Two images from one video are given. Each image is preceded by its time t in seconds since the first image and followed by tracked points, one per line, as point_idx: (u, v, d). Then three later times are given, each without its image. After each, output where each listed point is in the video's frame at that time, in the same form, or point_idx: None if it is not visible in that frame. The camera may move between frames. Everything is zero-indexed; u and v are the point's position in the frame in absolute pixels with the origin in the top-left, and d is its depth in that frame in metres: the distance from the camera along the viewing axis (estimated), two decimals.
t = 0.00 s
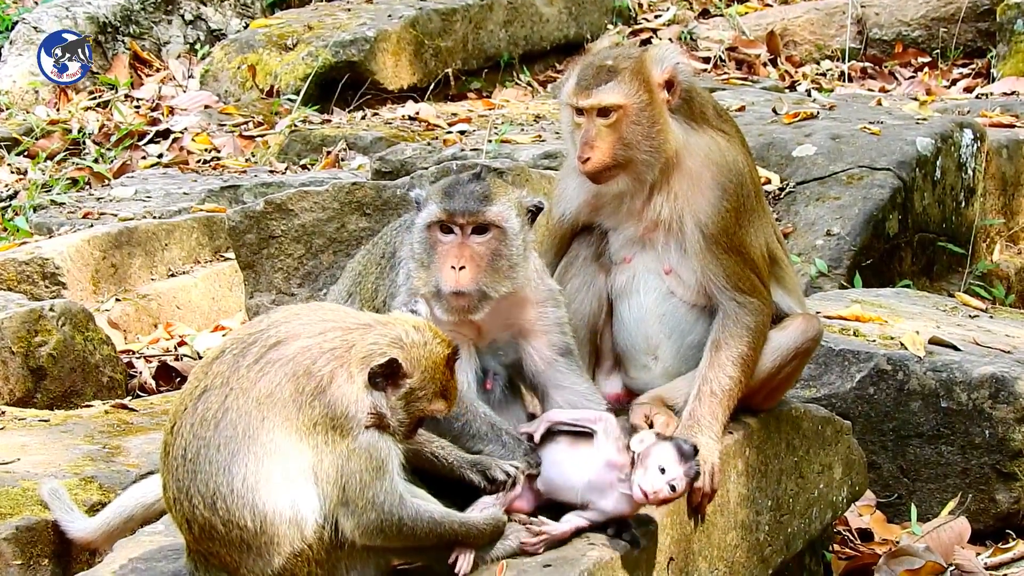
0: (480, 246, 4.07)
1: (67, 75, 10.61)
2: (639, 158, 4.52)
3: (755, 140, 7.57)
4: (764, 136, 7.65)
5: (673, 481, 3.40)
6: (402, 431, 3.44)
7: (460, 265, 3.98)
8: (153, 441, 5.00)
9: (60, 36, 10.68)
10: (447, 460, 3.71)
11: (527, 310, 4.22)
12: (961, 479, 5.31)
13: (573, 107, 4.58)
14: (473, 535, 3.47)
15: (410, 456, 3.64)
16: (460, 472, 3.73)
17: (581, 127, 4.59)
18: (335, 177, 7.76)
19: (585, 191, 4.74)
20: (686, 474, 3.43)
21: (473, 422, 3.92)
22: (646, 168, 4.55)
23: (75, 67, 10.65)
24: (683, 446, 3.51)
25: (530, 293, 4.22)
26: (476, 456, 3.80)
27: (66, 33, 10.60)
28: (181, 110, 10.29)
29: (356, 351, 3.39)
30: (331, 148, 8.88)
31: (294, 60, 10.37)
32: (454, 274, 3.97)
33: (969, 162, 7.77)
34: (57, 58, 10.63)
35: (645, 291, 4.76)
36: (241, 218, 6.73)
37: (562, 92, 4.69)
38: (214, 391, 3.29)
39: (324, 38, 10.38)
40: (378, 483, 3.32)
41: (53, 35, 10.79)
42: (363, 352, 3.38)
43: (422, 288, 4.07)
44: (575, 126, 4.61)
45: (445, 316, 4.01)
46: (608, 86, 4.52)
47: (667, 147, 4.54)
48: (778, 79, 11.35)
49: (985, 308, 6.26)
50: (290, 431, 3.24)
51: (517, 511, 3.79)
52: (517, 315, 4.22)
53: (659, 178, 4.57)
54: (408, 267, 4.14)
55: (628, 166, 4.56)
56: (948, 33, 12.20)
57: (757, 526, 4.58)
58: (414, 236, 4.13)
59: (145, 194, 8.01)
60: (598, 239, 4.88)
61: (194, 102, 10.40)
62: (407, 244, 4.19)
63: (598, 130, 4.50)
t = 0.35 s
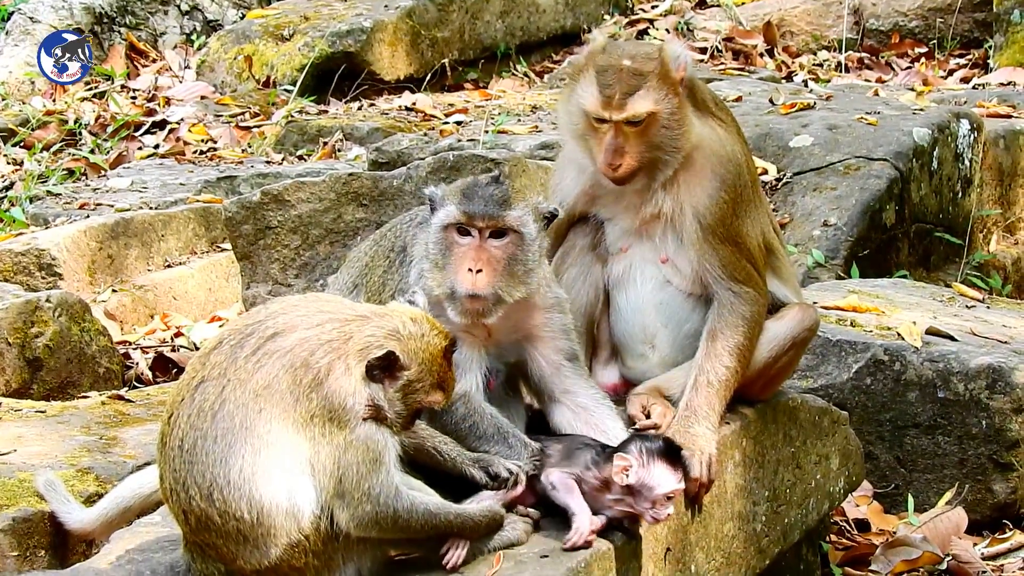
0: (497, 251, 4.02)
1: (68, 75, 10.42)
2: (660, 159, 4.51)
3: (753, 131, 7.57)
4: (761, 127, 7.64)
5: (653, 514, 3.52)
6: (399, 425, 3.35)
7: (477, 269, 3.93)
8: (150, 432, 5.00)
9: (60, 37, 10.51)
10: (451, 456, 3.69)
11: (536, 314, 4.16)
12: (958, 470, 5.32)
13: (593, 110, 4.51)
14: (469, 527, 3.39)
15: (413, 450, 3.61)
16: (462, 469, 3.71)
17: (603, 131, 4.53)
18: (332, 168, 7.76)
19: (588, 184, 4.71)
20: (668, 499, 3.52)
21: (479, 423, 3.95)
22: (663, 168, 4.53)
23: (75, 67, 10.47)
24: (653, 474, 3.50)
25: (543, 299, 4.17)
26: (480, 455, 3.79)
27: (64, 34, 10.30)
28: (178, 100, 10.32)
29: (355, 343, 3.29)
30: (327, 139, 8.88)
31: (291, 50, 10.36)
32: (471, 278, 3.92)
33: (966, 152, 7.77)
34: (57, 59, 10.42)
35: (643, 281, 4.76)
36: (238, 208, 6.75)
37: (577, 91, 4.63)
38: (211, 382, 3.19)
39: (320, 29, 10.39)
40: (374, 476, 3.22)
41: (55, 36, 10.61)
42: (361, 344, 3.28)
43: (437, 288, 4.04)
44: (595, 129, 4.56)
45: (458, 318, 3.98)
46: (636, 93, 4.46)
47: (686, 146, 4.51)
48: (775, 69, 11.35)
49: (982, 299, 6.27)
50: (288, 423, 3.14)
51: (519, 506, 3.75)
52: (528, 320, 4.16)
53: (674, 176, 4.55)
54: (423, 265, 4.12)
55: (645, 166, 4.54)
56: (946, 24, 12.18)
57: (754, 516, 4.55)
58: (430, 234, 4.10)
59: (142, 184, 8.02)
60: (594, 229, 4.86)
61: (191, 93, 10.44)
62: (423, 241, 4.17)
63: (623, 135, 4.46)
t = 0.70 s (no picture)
0: (477, 240, 4.07)
1: (68, 75, 10.46)
2: (666, 152, 4.49)
3: (749, 123, 7.56)
4: (757, 118, 7.63)
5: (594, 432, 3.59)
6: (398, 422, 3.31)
7: (456, 261, 3.97)
8: (147, 425, 5.00)
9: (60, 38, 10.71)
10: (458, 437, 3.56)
11: (519, 305, 4.20)
12: (955, 462, 5.32)
13: (600, 104, 4.49)
14: (463, 509, 3.30)
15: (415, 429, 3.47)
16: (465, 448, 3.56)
17: (610, 126, 4.51)
18: (328, 160, 7.76)
19: (588, 176, 4.71)
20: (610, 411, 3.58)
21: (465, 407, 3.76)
22: (667, 161, 4.51)
23: (75, 66, 10.56)
24: (585, 390, 3.59)
25: (525, 288, 4.20)
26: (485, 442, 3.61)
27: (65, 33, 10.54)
28: (174, 93, 10.33)
29: (358, 338, 3.25)
30: (324, 131, 8.87)
31: (287, 43, 10.42)
32: (450, 269, 3.96)
33: (963, 143, 7.75)
34: (57, 58, 10.49)
35: (640, 272, 4.75)
36: (235, 201, 6.74)
37: (582, 85, 4.61)
38: (211, 373, 3.15)
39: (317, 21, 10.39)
40: (370, 469, 3.11)
41: (55, 37, 10.80)
42: (364, 338, 3.24)
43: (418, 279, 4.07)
44: (602, 124, 4.53)
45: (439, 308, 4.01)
46: (644, 87, 4.44)
47: (692, 139, 4.49)
48: (771, 61, 11.32)
49: (978, 290, 6.27)
50: (288, 415, 3.09)
51: (510, 498, 3.65)
52: (510, 310, 4.19)
53: (678, 169, 4.53)
54: (405, 255, 4.16)
55: (651, 160, 4.52)
56: (942, 15, 12.17)
57: (752, 509, 4.51)
58: (412, 224, 4.14)
59: (138, 177, 8.02)
60: (591, 221, 4.86)
61: (187, 85, 10.46)
62: (406, 231, 4.22)
63: (631, 131, 4.43)
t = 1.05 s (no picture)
0: (435, 212, 4.34)
1: (68, 75, 10.18)
2: (671, 142, 4.50)
3: (749, 115, 7.55)
4: (757, 111, 7.62)
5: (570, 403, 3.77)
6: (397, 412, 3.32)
7: (414, 235, 4.22)
8: (147, 418, 5.00)
9: (61, 37, 10.47)
10: (436, 423, 3.56)
11: (489, 279, 4.45)
12: (956, 455, 5.31)
13: (606, 92, 4.52)
14: (460, 499, 3.28)
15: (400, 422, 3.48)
16: (448, 435, 3.58)
17: (615, 115, 4.52)
18: (328, 153, 7.76)
19: (590, 167, 4.71)
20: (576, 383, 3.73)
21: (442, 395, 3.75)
22: (672, 151, 4.51)
23: (76, 67, 10.22)
24: (566, 370, 3.67)
25: (488, 260, 4.44)
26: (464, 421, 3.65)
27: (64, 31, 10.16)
28: (175, 86, 10.33)
29: (358, 330, 3.25)
30: (323, 124, 8.86)
31: (287, 36, 10.43)
32: (408, 243, 4.21)
33: (963, 136, 7.74)
34: (57, 58, 10.22)
35: (640, 265, 4.74)
36: (235, 193, 6.74)
37: (587, 75, 4.63)
38: (211, 367, 3.13)
39: (317, 14, 10.40)
40: (368, 462, 3.10)
41: (55, 38, 10.59)
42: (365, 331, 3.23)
43: (382, 256, 4.33)
44: (607, 113, 4.54)
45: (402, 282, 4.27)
46: (650, 74, 4.47)
47: (697, 129, 4.50)
48: (771, 53, 11.30)
49: (979, 283, 6.26)
50: (289, 408, 3.08)
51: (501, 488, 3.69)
52: (476, 281, 4.42)
53: (682, 160, 4.53)
54: (368, 235, 4.42)
55: (656, 150, 4.52)
56: (941, 7, 12.15)
57: (752, 502, 4.50)
58: (374, 202, 4.42)
59: (138, 170, 8.02)
60: (591, 214, 4.85)
61: (187, 79, 10.46)
62: (368, 210, 4.49)
63: (637, 118, 4.45)
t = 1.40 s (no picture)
0: (429, 206, 4.37)
1: (68, 74, 10.15)
2: (670, 136, 4.49)
3: (750, 110, 7.55)
4: (758, 106, 7.62)
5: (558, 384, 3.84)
6: (397, 409, 3.31)
7: (409, 228, 4.23)
8: (148, 414, 5.00)
9: (62, 37, 10.54)
10: (430, 420, 3.61)
11: (487, 273, 4.47)
12: (957, 450, 5.32)
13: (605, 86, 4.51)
14: (458, 494, 3.30)
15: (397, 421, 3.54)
16: (442, 432, 3.62)
17: (615, 109, 4.51)
18: (329, 148, 7.75)
19: (590, 162, 4.70)
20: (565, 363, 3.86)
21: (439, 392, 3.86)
22: (672, 145, 4.50)
23: (76, 66, 10.26)
24: (546, 348, 3.81)
25: (484, 254, 4.47)
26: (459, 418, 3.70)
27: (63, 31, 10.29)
28: (175, 81, 10.33)
29: (359, 327, 3.25)
30: (324, 120, 8.86)
31: (288, 31, 10.41)
32: (402, 237, 4.22)
33: (964, 132, 7.73)
34: (57, 58, 10.21)
35: (641, 260, 4.74)
36: (236, 189, 6.77)
37: (586, 70, 4.63)
38: (211, 362, 3.13)
39: (317, 9, 10.38)
40: (368, 458, 3.10)
41: (55, 37, 10.65)
42: (365, 329, 3.23)
43: (376, 249, 4.34)
44: (606, 107, 4.54)
45: (396, 276, 4.27)
46: (649, 67, 4.47)
47: (696, 123, 4.49)
48: (772, 48, 11.28)
49: (979, 279, 6.26)
50: (289, 404, 3.08)
51: (499, 471, 3.73)
52: (472, 273, 4.45)
53: (682, 154, 4.52)
54: (363, 228, 4.44)
55: (656, 144, 4.51)
56: (943, 3, 12.12)
57: (753, 498, 4.50)
58: (369, 195, 4.43)
59: (139, 165, 8.02)
60: (592, 210, 4.85)
61: (188, 74, 10.45)
62: (363, 203, 4.50)
63: (636, 110, 4.45)
